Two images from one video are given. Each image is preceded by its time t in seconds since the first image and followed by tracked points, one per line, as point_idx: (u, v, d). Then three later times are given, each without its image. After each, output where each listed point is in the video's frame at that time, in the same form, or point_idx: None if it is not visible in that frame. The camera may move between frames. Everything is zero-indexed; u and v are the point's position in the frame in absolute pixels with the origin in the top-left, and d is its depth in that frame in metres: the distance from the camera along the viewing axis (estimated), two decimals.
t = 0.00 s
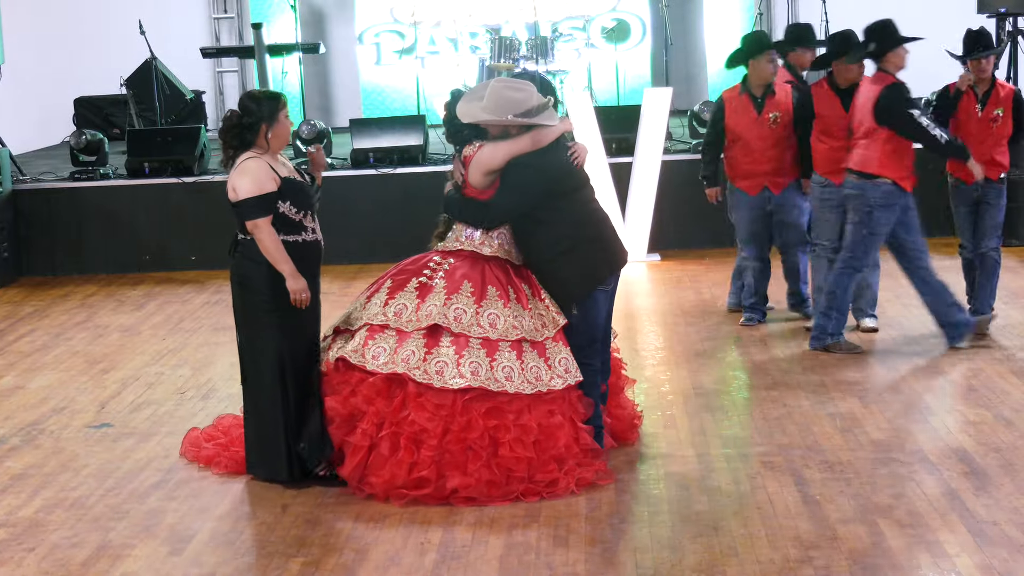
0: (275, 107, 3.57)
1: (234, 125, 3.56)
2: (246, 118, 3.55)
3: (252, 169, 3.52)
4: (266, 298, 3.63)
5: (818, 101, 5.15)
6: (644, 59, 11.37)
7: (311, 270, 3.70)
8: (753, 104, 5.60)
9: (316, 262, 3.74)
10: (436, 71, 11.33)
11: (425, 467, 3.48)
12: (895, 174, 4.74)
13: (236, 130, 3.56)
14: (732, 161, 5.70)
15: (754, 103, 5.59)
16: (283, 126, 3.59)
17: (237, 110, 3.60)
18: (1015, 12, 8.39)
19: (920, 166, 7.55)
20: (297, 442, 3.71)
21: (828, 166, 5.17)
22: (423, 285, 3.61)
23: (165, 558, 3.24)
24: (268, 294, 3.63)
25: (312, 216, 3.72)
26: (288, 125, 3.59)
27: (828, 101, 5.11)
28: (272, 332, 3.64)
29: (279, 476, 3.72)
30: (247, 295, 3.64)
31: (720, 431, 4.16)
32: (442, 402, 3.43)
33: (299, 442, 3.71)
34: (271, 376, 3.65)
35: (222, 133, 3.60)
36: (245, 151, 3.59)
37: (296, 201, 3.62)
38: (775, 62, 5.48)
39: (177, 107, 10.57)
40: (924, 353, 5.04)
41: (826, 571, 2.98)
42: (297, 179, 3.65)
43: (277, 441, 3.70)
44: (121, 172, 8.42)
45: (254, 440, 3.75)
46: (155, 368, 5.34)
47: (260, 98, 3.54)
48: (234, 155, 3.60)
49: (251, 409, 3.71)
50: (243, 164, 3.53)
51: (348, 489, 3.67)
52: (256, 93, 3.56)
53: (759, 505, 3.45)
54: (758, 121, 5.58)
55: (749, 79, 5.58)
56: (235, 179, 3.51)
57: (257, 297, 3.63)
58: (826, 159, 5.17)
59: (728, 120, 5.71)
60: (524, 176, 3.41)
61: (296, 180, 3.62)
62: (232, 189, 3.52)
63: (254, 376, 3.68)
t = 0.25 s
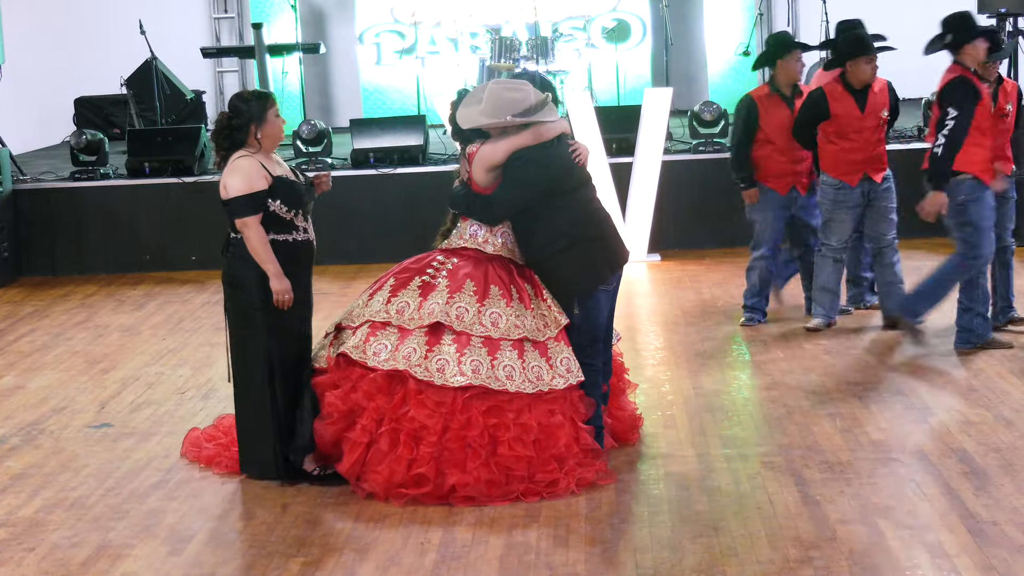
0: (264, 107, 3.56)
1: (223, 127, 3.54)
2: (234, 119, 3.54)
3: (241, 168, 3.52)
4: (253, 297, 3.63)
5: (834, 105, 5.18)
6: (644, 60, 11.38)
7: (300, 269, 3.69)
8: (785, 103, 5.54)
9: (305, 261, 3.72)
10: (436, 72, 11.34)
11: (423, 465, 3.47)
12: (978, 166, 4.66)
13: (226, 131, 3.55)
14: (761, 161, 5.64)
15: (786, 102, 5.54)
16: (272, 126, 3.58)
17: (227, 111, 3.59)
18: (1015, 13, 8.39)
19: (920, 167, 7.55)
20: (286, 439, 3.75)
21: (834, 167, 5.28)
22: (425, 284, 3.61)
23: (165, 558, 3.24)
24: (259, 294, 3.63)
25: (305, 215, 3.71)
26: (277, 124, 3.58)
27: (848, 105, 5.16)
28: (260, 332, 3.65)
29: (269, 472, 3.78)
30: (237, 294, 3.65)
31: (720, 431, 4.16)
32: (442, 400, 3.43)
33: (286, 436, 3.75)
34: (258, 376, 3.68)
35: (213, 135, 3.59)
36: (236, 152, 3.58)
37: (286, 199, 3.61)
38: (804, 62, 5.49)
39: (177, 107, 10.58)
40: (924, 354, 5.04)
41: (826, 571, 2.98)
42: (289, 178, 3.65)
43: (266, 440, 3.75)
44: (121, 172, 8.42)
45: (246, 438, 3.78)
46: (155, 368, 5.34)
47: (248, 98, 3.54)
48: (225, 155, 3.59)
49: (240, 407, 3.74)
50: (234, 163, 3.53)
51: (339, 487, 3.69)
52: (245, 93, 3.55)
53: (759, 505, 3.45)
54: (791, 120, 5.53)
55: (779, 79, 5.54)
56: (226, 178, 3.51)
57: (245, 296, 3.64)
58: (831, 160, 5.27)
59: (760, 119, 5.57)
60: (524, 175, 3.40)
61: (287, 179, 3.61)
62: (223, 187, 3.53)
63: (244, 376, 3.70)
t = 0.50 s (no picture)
0: (255, 106, 3.56)
1: (213, 128, 3.56)
2: (223, 121, 3.55)
3: (232, 169, 3.51)
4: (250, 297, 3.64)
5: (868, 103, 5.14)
6: (644, 60, 11.37)
7: (297, 269, 3.70)
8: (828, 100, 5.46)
9: (304, 258, 3.71)
10: (436, 72, 11.34)
11: (426, 466, 3.48)
12: None
13: (217, 133, 3.56)
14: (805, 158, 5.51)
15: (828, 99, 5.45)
16: (262, 126, 3.56)
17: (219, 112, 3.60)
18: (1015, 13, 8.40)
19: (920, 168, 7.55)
20: (282, 439, 3.76)
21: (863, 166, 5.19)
22: (427, 285, 3.61)
23: (165, 558, 3.25)
24: (256, 294, 3.64)
25: (300, 213, 3.69)
26: (268, 123, 3.57)
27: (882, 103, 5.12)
28: (257, 332, 3.66)
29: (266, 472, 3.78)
30: (234, 296, 3.66)
31: (720, 431, 4.17)
32: (444, 401, 3.42)
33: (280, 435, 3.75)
34: (252, 377, 3.70)
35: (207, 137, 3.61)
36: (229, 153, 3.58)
37: (280, 198, 3.60)
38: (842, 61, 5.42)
39: (177, 107, 10.58)
40: (923, 354, 5.04)
41: (826, 571, 2.99)
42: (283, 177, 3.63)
43: (261, 441, 3.76)
44: (121, 172, 8.42)
45: (242, 438, 3.79)
46: (155, 368, 5.34)
47: (236, 98, 3.53)
48: (218, 157, 3.59)
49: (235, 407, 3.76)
50: (226, 165, 3.53)
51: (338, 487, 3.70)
52: (236, 94, 3.55)
53: (759, 506, 3.45)
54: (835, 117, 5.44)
55: (818, 75, 5.47)
56: (219, 178, 3.50)
57: (242, 297, 3.65)
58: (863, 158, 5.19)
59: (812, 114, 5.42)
60: (523, 173, 3.41)
61: (280, 178, 3.59)
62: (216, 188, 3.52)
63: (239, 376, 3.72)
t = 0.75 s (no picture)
0: (248, 107, 3.55)
1: (207, 130, 3.55)
2: (218, 122, 3.55)
3: (227, 171, 3.50)
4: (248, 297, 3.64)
5: (901, 99, 5.11)
6: (645, 60, 11.37)
7: (295, 269, 3.70)
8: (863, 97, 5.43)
9: (300, 259, 3.72)
10: (437, 72, 11.34)
11: (428, 467, 3.48)
12: None
13: (211, 134, 3.56)
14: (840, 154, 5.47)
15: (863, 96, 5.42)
16: (256, 126, 3.56)
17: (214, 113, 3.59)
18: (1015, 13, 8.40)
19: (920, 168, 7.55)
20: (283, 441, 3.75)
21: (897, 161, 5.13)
22: (428, 285, 3.62)
23: (165, 558, 3.25)
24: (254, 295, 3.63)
25: (297, 214, 3.69)
26: (262, 124, 3.56)
27: (915, 99, 5.09)
28: (255, 333, 3.66)
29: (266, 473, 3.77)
30: (233, 297, 3.66)
31: (720, 431, 4.17)
32: (445, 402, 3.43)
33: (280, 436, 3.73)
34: (251, 378, 3.70)
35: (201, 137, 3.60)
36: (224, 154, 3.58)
37: (275, 200, 3.59)
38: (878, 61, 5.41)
39: (177, 107, 10.58)
40: (923, 354, 5.04)
41: (825, 571, 2.99)
42: (279, 178, 3.62)
43: (261, 442, 3.74)
44: (121, 172, 8.41)
45: (242, 439, 3.78)
46: (155, 368, 5.34)
47: (229, 99, 3.52)
48: (213, 158, 3.59)
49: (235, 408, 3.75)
50: (221, 167, 3.52)
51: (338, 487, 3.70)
52: (229, 95, 3.55)
53: (759, 506, 3.45)
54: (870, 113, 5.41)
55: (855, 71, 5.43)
56: (214, 180, 3.50)
57: (240, 297, 3.64)
58: (896, 154, 5.13)
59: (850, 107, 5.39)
60: (522, 172, 3.41)
61: (275, 179, 3.59)
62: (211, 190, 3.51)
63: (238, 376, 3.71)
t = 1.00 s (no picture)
0: (247, 107, 3.55)
1: (206, 130, 3.55)
2: (217, 122, 3.55)
3: (226, 170, 3.50)
4: (246, 298, 3.61)
5: (937, 101, 5.01)
6: (645, 60, 11.36)
7: (293, 269, 3.69)
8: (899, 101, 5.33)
9: (300, 261, 3.72)
10: (437, 72, 11.34)
11: (428, 468, 3.48)
12: None
13: (209, 134, 3.56)
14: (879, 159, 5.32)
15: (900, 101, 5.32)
16: (254, 127, 3.56)
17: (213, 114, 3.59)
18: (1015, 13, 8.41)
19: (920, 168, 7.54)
20: (283, 442, 3.75)
21: (936, 164, 5.07)
22: (429, 285, 3.61)
23: (165, 557, 3.25)
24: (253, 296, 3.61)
25: (295, 215, 3.68)
26: (260, 125, 3.56)
27: (948, 100, 5.01)
28: (254, 334, 3.64)
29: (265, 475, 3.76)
30: (231, 298, 3.64)
31: (720, 432, 4.17)
32: (446, 402, 3.43)
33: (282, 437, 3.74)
34: (250, 379, 3.69)
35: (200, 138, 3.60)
36: (222, 154, 3.58)
37: (272, 201, 3.58)
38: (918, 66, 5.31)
39: (177, 107, 10.58)
40: (924, 354, 5.04)
41: (826, 571, 2.98)
42: (277, 179, 3.62)
43: (261, 443, 3.74)
44: (121, 172, 8.41)
45: (242, 440, 3.78)
46: (155, 368, 5.34)
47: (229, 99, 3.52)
48: (212, 159, 3.59)
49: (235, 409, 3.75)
50: (219, 167, 3.52)
51: (339, 487, 3.70)
52: (228, 96, 3.54)
53: (759, 506, 3.45)
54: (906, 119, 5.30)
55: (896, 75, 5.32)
56: (212, 181, 3.49)
57: (239, 298, 3.62)
58: (934, 158, 5.06)
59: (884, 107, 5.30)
60: (529, 173, 3.40)
61: (273, 180, 3.58)
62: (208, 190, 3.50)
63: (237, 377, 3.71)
